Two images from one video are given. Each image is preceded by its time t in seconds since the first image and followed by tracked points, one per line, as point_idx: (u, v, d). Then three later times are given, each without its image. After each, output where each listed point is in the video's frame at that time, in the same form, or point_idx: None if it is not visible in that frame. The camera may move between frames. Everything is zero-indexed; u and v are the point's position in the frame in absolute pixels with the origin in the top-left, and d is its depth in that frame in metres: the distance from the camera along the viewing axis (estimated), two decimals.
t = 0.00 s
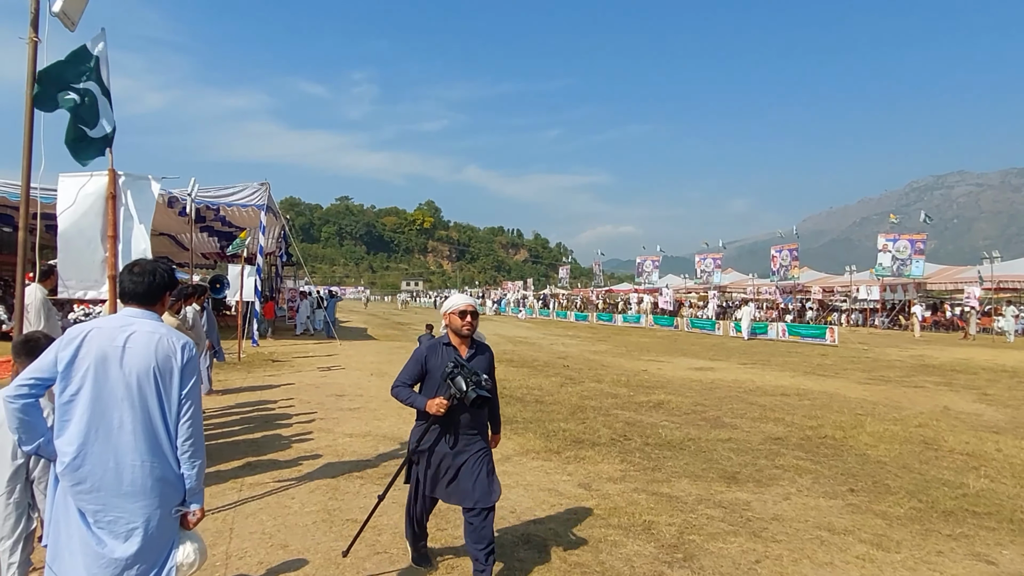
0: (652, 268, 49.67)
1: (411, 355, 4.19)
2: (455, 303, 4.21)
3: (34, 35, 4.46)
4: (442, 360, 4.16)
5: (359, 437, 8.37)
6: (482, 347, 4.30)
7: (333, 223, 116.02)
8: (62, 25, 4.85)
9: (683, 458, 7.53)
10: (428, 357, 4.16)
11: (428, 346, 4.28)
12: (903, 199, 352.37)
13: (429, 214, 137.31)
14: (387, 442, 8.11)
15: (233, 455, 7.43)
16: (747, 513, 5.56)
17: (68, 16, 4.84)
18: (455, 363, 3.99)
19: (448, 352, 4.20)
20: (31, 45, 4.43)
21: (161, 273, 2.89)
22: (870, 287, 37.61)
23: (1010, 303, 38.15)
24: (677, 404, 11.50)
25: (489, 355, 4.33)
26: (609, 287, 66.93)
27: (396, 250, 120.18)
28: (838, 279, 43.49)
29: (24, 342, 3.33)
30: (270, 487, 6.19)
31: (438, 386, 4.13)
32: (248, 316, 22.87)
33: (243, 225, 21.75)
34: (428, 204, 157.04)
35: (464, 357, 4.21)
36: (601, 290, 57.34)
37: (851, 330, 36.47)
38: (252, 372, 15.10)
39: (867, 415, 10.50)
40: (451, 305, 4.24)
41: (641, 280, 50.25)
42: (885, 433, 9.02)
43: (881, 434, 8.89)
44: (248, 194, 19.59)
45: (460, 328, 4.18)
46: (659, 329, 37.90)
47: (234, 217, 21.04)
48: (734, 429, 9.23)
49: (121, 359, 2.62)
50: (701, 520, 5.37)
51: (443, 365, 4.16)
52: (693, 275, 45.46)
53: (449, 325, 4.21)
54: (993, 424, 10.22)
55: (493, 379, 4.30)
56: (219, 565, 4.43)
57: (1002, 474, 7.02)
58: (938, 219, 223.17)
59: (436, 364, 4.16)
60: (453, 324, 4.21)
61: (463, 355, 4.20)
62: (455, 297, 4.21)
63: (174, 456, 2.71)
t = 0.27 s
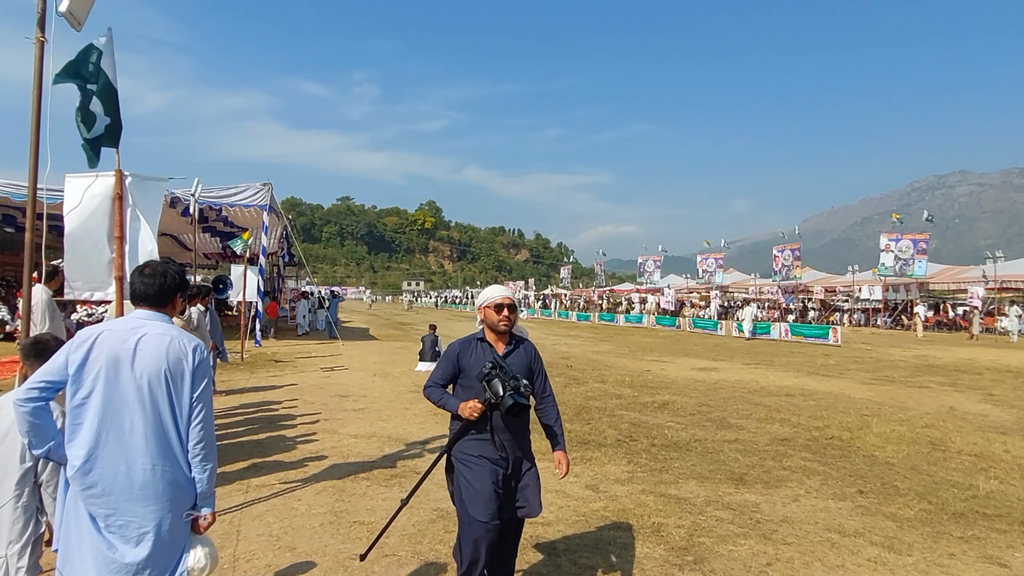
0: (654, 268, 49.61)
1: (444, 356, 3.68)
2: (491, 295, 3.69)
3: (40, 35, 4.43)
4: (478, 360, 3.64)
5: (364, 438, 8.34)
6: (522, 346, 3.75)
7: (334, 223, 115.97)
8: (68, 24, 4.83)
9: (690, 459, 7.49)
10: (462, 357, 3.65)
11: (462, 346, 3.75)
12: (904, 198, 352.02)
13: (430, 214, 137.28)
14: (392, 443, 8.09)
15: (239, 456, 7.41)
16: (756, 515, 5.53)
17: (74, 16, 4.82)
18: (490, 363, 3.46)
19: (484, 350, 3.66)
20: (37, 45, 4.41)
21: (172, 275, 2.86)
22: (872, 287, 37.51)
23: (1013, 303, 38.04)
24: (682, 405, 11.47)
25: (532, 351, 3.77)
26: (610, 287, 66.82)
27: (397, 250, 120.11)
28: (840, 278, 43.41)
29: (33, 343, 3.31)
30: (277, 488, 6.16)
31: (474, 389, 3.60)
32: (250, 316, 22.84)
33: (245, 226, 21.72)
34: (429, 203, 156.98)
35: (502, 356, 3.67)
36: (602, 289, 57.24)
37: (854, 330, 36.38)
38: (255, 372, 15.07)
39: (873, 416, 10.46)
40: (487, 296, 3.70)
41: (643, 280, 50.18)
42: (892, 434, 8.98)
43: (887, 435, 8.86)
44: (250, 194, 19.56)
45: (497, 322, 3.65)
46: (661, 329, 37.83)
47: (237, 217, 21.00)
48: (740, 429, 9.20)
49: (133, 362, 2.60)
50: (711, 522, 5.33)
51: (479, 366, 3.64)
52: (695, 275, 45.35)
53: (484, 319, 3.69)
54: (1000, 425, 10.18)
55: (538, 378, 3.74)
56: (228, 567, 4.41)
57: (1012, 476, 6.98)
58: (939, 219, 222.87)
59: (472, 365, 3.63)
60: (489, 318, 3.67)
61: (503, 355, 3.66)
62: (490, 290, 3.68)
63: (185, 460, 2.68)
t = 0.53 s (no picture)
0: (656, 270, 49.58)
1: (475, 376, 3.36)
2: (525, 309, 3.37)
3: (45, 38, 4.44)
4: (514, 382, 3.32)
5: (367, 441, 8.34)
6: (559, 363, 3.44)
7: (336, 225, 116.04)
8: (72, 27, 4.82)
9: (694, 462, 7.47)
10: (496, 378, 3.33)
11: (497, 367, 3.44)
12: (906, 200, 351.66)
13: (432, 216, 137.32)
14: (396, 445, 8.08)
15: (242, 458, 7.40)
16: (761, 518, 5.51)
17: (79, 18, 4.81)
18: (529, 393, 3.12)
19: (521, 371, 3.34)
20: (42, 48, 4.41)
21: (178, 277, 2.87)
22: (875, 289, 37.44)
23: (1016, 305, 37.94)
24: (685, 407, 11.45)
25: (570, 369, 3.48)
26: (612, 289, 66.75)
27: (399, 252, 120.15)
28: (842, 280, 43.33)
29: (39, 346, 3.31)
30: (280, 491, 6.16)
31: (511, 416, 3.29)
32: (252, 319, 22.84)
33: (248, 228, 21.73)
34: (431, 206, 157.01)
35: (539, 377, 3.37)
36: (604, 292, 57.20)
37: (856, 332, 36.29)
38: (257, 375, 15.06)
39: (877, 418, 10.43)
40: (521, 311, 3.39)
41: (645, 282, 50.14)
42: (896, 437, 8.95)
43: (892, 438, 8.83)
44: (253, 197, 19.58)
45: (532, 339, 3.34)
46: (664, 331, 37.78)
47: (239, 219, 21.02)
48: (744, 432, 9.18)
49: (138, 365, 2.59)
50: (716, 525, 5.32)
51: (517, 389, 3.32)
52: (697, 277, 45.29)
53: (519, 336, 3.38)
54: (1005, 427, 10.15)
55: (578, 399, 3.45)
56: (231, 570, 4.40)
57: (1017, 479, 6.95)
58: (942, 221, 222.53)
59: (507, 390, 3.33)
60: (525, 335, 3.36)
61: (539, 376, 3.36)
62: (525, 305, 3.37)
63: (191, 463, 2.67)
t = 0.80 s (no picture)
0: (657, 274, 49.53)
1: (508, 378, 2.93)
2: (567, 303, 2.98)
3: (47, 43, 4.45)
4: (557, 385, 2.92)
5: (369, 445, 8.33)
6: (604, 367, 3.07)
7: (338, 229, 116.14)
8: (75, 32, 4.84)
9: (696, 466, 7.45)
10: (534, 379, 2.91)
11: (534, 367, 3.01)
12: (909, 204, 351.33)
13: (434, 220, 137.36)
14: (397, 450, 8.07)
15: (243, 463, 7.39)
16: (764, 523, 5.48)
17: (81, 24, 4.83)
18: (579, 400, 2.74)
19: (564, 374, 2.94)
20: (44, 53, 4.42)
21: (179, 283, 2.86)
22: (877, 293, 37.34)
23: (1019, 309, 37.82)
24: (688, 411, 11.42)
25: (617, 373, 3.10)
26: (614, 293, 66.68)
27: (401, 256, 120.18)
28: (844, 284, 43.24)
29: (40, 351, 3.31)
30: (282, 496, 6.15)
31: (551, 424, 2.89)
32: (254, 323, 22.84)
33: (250, 232, 21.75)
34: (433, 210, 157.11)
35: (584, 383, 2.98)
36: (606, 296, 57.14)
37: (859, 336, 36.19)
38: (259, 379, 15.05)
39: (879, 423, 10.39)
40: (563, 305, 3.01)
41: (647, 286, 50.08)
42: (899, 441, 8.92)
43: (895, 442, 8.79)
44: (255, 201, 19.61)
45: (577, 337, 2.96)
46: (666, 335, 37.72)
47: (242, 224, 21.04)
48: (746, 437, 9.15)
49: (138, 370, 2.59)
50: (718, 531, 5.30)
51: (559, 393, 2.91)
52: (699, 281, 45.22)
53: (560, 333, 2.99)
54: (1008, 432, 10.10)
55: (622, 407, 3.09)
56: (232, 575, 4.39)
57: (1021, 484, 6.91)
58: (944, 225, 222.19)
59: (547, 396, 2.90)
60: (568, 332, 2.97)
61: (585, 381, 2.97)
62: (569, 299, 2.99)
63: (191, 469, 2.66)
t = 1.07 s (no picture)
0: (659, 276, 49.48)
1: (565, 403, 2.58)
2: (643, 319, 2.67)
3: (48, 45, 4.44)
4: (623, 414, 2.56)
5: (371, 447, 8.32)
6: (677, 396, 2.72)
7: (340, 231, 116.27)
8: (76, 35, 4.84)
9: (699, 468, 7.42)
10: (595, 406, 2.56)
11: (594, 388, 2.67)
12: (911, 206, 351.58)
13: (436, 223, 137.41)
14: (399, 452, 8.05)
15: (245, 465, 7.39)
16: (767, 526, 5.46)
17: (82, 26, 4.83)
18: (647, 432, 2.38)
19: (633, 402, 2.59)
20: (45, 55, 4.42)
21: (180, 285, 2.85)
22: (879, 294, 37.26)
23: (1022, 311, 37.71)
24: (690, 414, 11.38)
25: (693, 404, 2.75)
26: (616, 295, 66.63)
27: (403, 258, 120.19)
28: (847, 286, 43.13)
29: (42, 354, 3.30)
30: (283, 498, 6.14)
31: (616, 462, 2.52)
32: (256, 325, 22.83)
33: (252, 235, 21.77)
34: (434, 212, 157.22)
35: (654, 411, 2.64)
36: (608, 298, 57.09)
37: (861, 338, 36.10)
38: (261, 381, 15.05)
39: (883, 425, 10.36)
40: (638, 322, 2.69)
41: (649, 288, 50.04)
42: (903, 444, 8.89)
43: (898, 445, 8.76)
44: (257, 203, 19.62)
45: (654, 357, 2.63)
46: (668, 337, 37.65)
47: (244, 226, 21.05)
48: (749, 439, 9.12)
49: (140, 372, 2.58)
50: (721, 534, 5.27)
51: (626, 423, 2.56)
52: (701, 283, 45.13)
53: (633, 352, 2.66)
54: (1013, 434, 10.05)
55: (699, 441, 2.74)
56: None
57: None
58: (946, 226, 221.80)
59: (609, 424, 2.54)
60: (643, 352, 2.64)
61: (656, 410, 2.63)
62: (645, 316, 2.67)
63: (191, 472, 2.64)
